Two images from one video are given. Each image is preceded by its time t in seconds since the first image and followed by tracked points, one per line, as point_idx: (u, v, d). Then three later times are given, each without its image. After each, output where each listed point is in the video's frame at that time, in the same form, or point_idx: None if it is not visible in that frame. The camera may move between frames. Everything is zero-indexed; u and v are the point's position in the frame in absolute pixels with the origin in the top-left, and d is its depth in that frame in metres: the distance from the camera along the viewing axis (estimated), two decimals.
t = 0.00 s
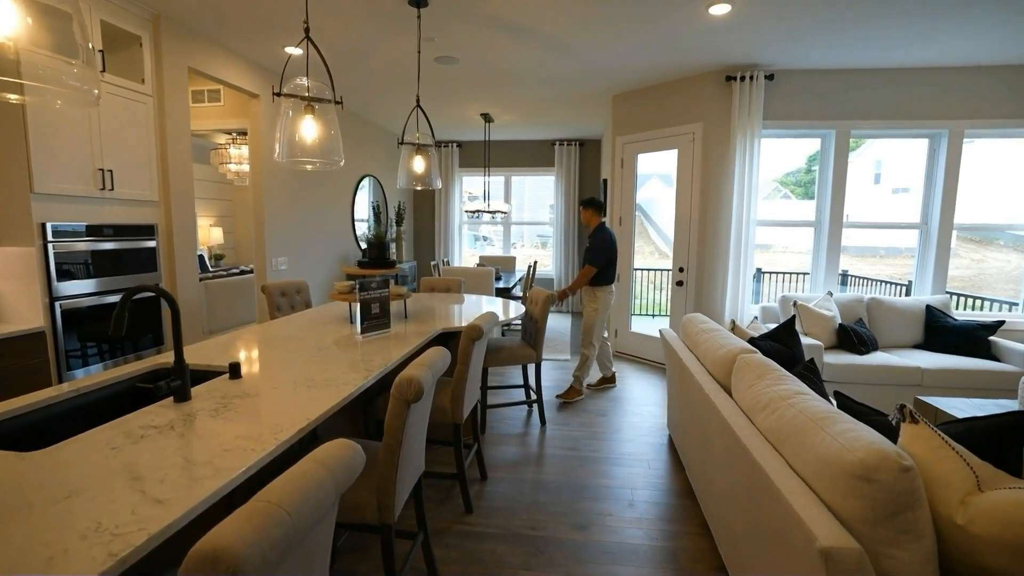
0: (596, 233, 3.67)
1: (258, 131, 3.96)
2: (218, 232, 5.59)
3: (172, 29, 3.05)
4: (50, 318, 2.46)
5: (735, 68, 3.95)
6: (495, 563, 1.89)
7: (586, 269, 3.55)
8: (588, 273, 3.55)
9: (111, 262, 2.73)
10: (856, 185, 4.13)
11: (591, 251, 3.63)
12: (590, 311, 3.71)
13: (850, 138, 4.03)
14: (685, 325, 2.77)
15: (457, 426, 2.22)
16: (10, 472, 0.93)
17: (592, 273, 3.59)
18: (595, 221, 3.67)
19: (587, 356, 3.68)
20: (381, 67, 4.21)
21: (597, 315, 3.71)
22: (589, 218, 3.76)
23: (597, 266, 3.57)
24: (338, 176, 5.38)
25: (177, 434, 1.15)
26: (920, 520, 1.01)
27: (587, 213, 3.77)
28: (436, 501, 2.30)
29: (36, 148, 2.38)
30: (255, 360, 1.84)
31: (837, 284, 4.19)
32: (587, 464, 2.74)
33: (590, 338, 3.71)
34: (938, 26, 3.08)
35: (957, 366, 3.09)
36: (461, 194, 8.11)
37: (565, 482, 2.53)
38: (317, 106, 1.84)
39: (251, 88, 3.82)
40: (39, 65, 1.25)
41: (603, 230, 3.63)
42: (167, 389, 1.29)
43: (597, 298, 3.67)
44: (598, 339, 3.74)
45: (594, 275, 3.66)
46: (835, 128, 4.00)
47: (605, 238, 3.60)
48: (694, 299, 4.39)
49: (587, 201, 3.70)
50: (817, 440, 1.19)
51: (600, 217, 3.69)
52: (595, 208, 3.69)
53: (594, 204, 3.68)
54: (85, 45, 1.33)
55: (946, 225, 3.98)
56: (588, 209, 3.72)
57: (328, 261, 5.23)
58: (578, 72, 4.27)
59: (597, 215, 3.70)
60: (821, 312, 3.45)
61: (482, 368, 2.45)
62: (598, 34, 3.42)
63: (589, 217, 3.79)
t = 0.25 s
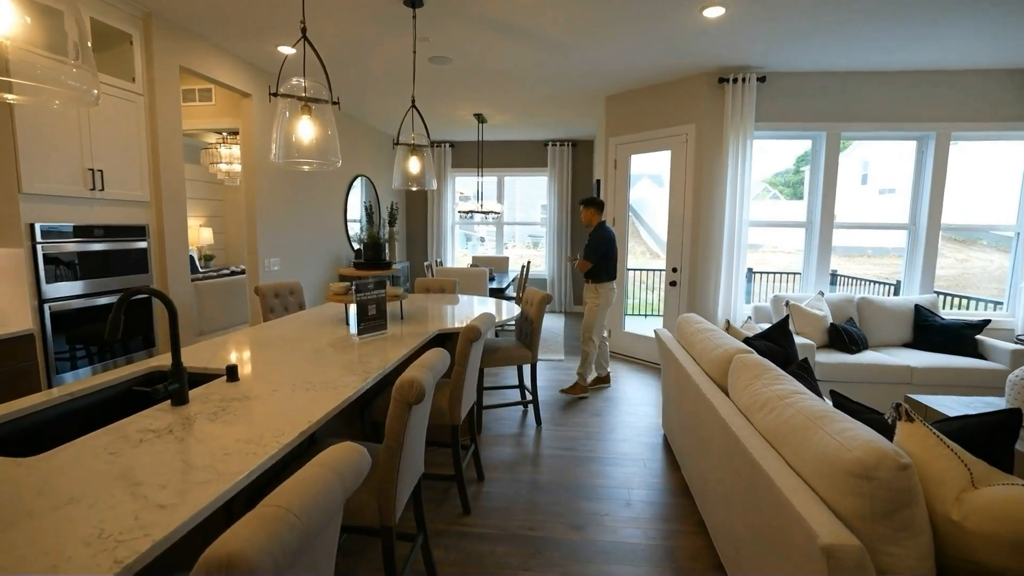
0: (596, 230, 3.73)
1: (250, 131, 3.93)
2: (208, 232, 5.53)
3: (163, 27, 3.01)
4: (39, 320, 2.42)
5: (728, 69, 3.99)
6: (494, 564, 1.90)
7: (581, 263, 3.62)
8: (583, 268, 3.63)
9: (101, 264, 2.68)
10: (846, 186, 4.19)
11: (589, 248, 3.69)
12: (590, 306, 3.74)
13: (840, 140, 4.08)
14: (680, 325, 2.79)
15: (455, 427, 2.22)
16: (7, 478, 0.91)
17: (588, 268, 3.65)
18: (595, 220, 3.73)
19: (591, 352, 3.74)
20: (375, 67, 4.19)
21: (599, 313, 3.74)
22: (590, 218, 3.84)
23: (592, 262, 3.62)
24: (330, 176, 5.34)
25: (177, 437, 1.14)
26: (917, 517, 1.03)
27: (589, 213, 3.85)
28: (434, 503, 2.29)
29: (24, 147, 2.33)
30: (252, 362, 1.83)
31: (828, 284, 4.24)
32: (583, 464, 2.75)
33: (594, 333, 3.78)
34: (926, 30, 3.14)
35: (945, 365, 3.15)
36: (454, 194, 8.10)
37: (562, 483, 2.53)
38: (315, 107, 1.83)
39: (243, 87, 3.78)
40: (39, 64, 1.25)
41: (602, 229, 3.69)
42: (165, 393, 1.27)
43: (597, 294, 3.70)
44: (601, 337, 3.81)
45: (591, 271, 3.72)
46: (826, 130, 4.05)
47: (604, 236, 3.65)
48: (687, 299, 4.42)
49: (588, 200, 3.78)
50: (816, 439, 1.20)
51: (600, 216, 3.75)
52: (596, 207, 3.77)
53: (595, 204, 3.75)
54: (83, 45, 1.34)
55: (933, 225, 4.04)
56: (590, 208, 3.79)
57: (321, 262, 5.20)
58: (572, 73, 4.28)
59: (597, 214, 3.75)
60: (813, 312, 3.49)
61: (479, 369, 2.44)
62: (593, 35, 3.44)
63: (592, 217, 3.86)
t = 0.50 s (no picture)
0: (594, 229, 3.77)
1: (240, 130, 3.89)
2: (197, 232, 5.45)
3: (153, 25, 2.97)
4: (26, 322, 2.37)
5: (719, 71, 4.03)
6: (492, 563, 1.90)
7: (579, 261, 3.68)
8: (580, 266, 3.69)
9: (88, 265, 2.64)
10: (834, 186, 4.26)
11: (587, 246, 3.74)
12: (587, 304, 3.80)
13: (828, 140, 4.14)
14: (673, 324, 2.81)
15: (452, 428, 2.22)
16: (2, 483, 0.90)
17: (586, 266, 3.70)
18: (594, 219, 3.77)
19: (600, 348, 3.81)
20: (368, 66, 4.17)
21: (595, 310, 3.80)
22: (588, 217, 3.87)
23: (590, 260, 3.68)
24: (322, 175, 5.31)
25: (175, 440, 1.12)
26: (912, 511, 1.05)
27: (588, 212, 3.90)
28: (430, 504, 2.29)
29: (11, 146, 2.29)
30: (247, 363, 1.81)
31: (817, 283, 4.31)
32: (579, 463, 2.76)
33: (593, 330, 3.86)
34: (913, 33, 3.20)
35: (931, 362, 3.21)
36: (445, 194, 8.08)
37: (558, 482, 2.54)
38: (310, 106, 1.82)
39: (234, 86, 3.74)
40: (39, 64, 1.24)
41: (601, 228, 3.72)
42: (162, 395, 1.26)
43: (593, 292, 3.77)
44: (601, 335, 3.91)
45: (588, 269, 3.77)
46: (815, 131, 4.11)
47: (602, 235, 3.69)
48: (680, 299, 4.46)
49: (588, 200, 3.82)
50: (813, 436, 1.22)
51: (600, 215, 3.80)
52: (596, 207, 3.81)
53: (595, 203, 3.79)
54: (80, 42, 1.32)
55: (919, 225, 4.12)
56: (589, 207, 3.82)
57: (312, 262, 5.16)
58: (565, 73, 4.30)
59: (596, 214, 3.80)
60: (803, 310, 3.54)
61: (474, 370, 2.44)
62: (587, 36, 3.46)
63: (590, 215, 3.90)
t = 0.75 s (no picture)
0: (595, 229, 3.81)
1: (232, 129, 3.85)
2: (186, 232, 5.38)
3: (143, 22, 2.94)
4: (15, 324, 2.33)
5: (711, 73, 4.08)
6: (491, 563, 1.90)
7: (582, 259, 3.68)
8: (582, 264, 3.70)
9: (78, 266, 2.59)
10: (824, 187, 4.32)
11: (588, 245, 3.76)
12: (590, 303, 3.82)
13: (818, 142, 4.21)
14: (668, 324, 2.84)
15: (449, 428, 2.22)
16: (3, 486, 0.89)
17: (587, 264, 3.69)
18: (596, 219, 3.82)
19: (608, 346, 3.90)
20: (361, 66, 4.16)
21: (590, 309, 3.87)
22: (588, 218, 3.91)
23: (593, 258, 3.70)
24: (314, 175, 5.27)
25: (175, 442, 1.12)
26: (906, 505, 1.08)
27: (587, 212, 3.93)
28: (427, 504, 2.29)
29: None
30: (243, 364, 1.79)
31: (807, 282, 4.37)
32: (575, 462, 2.77)
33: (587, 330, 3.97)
34: (900, 37, 3.26)
35: (919, 360, 3.27)
36: (438, 195, 8.07)
37: (555, 481, 2.55)
38: (307, 106, 1.81)
39: (225, 85, 3.70)
40: (39, 63, 1.25)
41: (603, 228, 3.77)
42: (161, 396, 1.25)
43: (596, 291, 3.79)
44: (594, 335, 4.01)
45: (589, 268, 3.78)
46: (805, 132, 4.17)
47: (603, 234, 3.74)
48: (672, 300, 4.48)
49: (588, 200, 3.88)
50: (809, 432, 1.25)
51: (601, 215, 3.86)
52: (597, 207, 3.86)
53: (597, 204, 3.86)
54: (77, 39, 1.32)
55: (906, 226, 4.19)
56: (589, 208, 3.88)
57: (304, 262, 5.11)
58: (558, 74, 4.32)
59: (597, 215, 3.85)
60: (794, 310, 3.59)
61: (471, 370, 2.44)
62: (581, 38, 3.48)
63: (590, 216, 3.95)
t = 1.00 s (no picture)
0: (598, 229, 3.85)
1: (223, 128, 3.81)
2: (175, 232, 5.31)
3: (133, 19, 2.90)
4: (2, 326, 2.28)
5: (703, 74, 4.11)
6: (490, 563, 1.90)
7: (588, 260, 3.73)
8: (589, 265, 3.74)
9: (66, 266, 2.55)
10: (814, 187, 4.37)
11: (593, 246, 3.80)
12: (596, 303, 3.84)
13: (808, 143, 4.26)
14: (662, 322, 2.86)
15: (446, 427, 2.21)
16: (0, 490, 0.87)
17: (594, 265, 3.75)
18: (598, 219, 3.84)
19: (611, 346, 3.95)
20: (354, 66, 4.14)
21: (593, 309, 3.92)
22: (590, 217, 3.91)
23: (598, 259, 3.75)
24: (305, 174, 5.22)
25: (176, 443, 1.10)
26: (901, 499, 1.10)
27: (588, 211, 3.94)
28: (424, 504, 2.28)
29: None
30: (240, 365, 1.78)
31: (798, 281, 4.42)
32: (571, 461, 2.78)
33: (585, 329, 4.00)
34: (888, 39, 3.31)
35: (908, 357, 3.33)
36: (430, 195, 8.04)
37: (552, 480, 2.56)
38: (303, 105, 1.80)
39: (216, 83, 3.67)
40: (37, 59, 1.23)
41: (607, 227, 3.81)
42: (158, 398, 1.24)
43: (601, 291, 3.83)
44: (591, 333, 4.05)
45: (594, 269, 3.82)
46: (796, 133, 4.22)
47: (607, 235, 3.80)
48: (665, 300, 4.49)
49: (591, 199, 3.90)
50: (807, 428, 1.26)
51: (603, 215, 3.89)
52: (599, 206, 3.89)
53: (599, 203, 3.88)
54: (76, 36, 1.31)
55: (894, 225, 4.26)
56: (591, 208, 3.89)
57: (296, 262, 5.07)
58: (552, 74, 4.33)
59: (599, 214, 3.86)
60: (786, 308, 3.63)
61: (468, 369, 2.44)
62: (576, 38, 3.49)
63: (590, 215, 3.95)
